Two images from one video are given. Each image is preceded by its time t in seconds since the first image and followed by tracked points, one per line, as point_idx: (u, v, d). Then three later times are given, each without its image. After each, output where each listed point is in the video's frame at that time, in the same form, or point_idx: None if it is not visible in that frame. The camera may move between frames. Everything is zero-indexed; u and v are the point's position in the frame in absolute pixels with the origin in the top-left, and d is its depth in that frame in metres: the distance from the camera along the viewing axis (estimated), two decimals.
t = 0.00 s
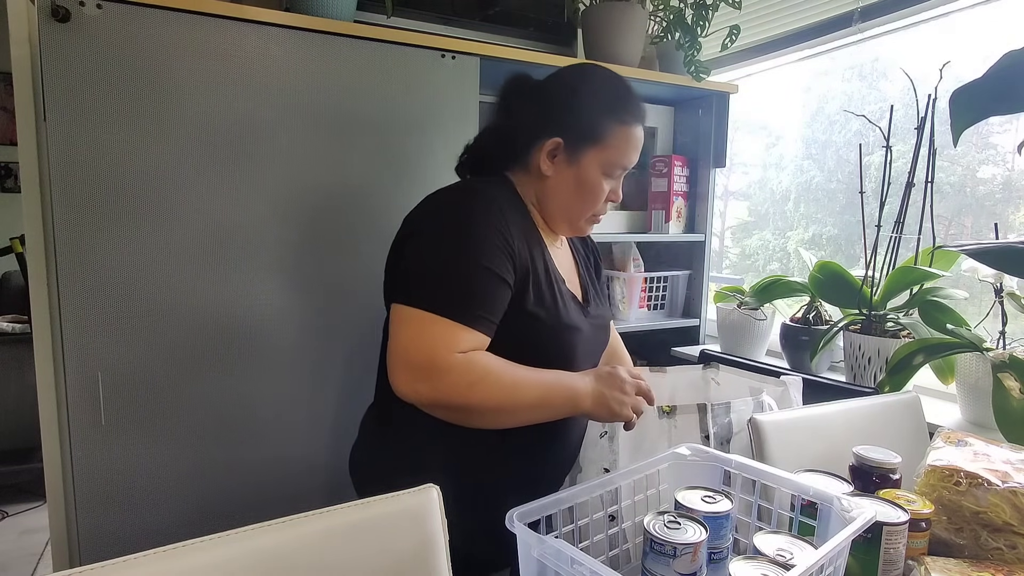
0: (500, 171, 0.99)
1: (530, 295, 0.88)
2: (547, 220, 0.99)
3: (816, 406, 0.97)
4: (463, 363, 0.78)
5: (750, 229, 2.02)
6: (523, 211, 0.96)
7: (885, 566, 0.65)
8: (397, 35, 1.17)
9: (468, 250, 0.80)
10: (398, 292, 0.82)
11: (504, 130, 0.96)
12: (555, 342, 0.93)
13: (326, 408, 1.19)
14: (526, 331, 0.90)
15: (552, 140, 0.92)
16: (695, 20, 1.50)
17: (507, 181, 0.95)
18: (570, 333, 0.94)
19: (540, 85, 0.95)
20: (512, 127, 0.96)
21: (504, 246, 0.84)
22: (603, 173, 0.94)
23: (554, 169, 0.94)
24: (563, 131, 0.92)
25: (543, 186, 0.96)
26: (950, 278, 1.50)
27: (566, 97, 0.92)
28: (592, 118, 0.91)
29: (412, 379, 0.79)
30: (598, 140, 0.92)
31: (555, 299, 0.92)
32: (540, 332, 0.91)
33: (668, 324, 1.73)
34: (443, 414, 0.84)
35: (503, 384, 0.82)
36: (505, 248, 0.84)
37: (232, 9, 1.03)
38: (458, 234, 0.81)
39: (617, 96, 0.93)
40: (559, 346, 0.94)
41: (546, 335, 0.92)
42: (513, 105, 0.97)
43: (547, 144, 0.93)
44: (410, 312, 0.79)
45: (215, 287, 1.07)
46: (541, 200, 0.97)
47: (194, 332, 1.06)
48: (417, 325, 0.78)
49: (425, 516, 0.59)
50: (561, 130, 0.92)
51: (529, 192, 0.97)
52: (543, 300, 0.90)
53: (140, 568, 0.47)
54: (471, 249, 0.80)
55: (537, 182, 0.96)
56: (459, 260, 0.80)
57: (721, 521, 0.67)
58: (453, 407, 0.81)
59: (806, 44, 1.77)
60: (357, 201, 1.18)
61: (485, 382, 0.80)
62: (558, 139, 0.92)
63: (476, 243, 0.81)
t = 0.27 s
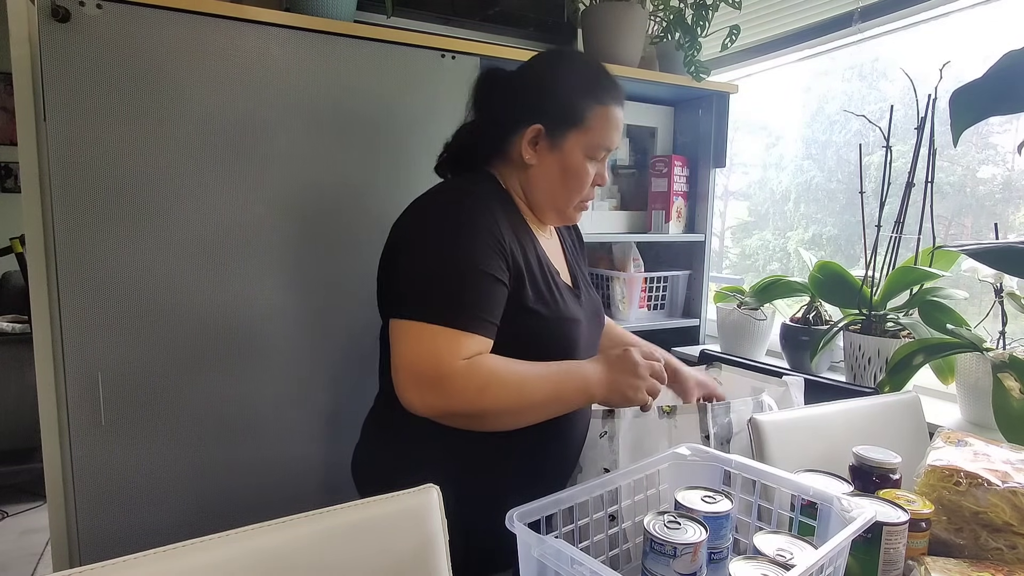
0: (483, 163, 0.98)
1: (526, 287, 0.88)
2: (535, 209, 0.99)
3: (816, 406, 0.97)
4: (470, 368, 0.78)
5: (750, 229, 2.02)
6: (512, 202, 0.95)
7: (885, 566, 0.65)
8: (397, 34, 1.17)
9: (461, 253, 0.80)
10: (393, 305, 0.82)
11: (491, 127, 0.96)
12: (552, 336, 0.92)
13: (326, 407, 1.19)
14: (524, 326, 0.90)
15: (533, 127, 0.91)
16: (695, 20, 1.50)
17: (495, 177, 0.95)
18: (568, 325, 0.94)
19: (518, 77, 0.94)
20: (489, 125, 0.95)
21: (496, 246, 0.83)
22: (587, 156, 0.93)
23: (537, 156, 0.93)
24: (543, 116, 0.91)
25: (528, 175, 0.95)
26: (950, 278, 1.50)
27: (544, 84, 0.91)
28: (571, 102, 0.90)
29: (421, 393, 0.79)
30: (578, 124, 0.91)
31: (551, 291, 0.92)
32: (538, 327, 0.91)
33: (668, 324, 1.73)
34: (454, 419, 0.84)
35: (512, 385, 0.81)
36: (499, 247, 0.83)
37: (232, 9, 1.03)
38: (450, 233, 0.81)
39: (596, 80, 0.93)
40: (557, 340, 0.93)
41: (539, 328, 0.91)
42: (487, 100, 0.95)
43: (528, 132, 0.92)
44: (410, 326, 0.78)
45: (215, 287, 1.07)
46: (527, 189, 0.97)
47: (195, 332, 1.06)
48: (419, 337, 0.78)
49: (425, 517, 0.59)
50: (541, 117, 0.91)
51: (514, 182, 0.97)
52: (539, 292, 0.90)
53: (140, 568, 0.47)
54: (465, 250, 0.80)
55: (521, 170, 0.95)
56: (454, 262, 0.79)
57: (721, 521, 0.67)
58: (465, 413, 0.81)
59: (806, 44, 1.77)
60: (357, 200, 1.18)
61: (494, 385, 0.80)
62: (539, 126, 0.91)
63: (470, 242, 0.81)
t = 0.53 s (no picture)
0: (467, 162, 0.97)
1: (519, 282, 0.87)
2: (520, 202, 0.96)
3: (816, 405, 0.97)
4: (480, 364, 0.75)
5: (750, 229, 2.02)
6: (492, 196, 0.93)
7: (885, 565, 0.65)
8: (396, 34, 1.17)
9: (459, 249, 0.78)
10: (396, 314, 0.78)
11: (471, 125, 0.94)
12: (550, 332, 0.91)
13: (325, 407, 1.19)
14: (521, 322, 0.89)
15: (498, 116, 0.89)
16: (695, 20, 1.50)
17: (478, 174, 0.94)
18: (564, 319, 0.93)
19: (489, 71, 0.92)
20: (468, 122, 0.94)
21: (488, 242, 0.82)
22: (557, 137, 0.88)
23: (507, 146, 0.90)
24: (509, 103, 0.88)
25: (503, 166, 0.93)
26: (950, 278, 1.50)
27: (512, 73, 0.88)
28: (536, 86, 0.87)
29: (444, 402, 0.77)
30: (543, 105, 0.87)
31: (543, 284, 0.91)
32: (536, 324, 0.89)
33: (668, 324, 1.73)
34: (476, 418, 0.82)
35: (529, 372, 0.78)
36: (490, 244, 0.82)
37: (232, 9, 1.03)
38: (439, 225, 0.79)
39: (567, 63, 0.89)
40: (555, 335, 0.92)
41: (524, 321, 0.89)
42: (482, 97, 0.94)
43: (495, 122, 0.90)
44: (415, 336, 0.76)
45: (214, 287, 1.07)
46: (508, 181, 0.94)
47: (194, 332, 1.06)
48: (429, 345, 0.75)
49: (425, 516, 0.59)
50: (506, 104, 0.89)
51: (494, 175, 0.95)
52: (532, 287, 0.89)
53: (140, 568, 0.47)
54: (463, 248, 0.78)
55: (497, 163, 0.93)
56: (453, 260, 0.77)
57: (721, 521, 0.67)
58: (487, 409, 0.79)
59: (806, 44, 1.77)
60: (356, 200, 1.18)
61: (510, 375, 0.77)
62: (503, 114, 0.89)
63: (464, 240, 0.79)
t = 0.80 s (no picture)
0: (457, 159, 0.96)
1: (502, 279, 0.85)
2: (508, 198, 0.93)
3: (817, 405, 0.97)
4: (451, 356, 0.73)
5: (750, 229, 2.02)
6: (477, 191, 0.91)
7: (885, 566, 0.65)
8: (396, 34, 1.16)
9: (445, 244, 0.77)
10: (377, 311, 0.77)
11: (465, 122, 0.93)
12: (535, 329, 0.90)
13: (325, 407, 1.19)
14: (505, 319, 0.87)
15: (476, 109, 0.88)
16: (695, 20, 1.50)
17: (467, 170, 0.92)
18: (551, 318, 0.91)
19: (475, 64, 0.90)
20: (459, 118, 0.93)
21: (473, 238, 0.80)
22: (533, 125, 0.85)
23: (487, 138, 0.89)
24: (488, 95, 0.86)
25: (485, 160, 0.91)
26: (950, 278, 1.50)
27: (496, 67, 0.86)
28: (514, 76, 0.84)
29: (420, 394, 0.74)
30: (519, 94, 0.84)
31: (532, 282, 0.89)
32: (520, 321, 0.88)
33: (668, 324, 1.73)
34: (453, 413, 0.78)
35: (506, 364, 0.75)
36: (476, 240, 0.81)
37: (232, 8, 1.03)
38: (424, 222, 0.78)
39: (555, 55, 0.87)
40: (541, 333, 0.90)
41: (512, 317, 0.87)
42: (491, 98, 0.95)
43: (474, 114, 0.89)
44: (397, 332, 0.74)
45: (214, 286, 1.07)
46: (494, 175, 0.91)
47: (194, 331, 1.06)
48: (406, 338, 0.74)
49: (425, 516, 0.59)
50: (484, 96, 0.87)
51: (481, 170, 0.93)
52: (518, 283, 0.87)
53: (139, 568, 0.47)
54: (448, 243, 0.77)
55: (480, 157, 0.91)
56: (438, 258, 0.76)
57: (721, 521, 0.67)
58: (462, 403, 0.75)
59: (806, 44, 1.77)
60: (355, 199, 1.18)
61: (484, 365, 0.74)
62: (479, 105, 0.87)
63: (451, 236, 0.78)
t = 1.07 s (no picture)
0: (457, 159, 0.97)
1: (488, 281, 0.83)
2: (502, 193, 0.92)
3: (817, 406, 0.97)
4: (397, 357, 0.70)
5: (750, 229, 2.02)
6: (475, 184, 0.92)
7: (885, 566, 0.65)
8: (396, 34, 1.16)
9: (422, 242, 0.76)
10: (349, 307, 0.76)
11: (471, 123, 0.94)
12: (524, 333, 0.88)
13: (325, 408, 1.19)
14: (492, 323, 0.85)
15: (468, 103, 0.91)
16: (695, 20, 1.50)
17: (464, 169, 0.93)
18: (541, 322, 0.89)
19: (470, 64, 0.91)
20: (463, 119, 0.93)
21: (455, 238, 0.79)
22: (517, 111, 0.85)
23: (479, 130, 0.90)
24: (480, 89, 0.88)
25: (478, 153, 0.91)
26: (950, 278, 1.50)
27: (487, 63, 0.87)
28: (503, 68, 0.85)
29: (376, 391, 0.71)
30: (506, 84, 0.85)
31: (520, 285, 0.88)
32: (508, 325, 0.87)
33: (668, 324, 1.73)
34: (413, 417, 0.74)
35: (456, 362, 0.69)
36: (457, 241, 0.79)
37: (232, 8, 1.02)
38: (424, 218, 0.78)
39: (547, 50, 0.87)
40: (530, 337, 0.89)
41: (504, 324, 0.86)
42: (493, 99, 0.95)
43: (468, 109, 0.91)
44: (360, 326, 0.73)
45: (213, 286, 1.07)
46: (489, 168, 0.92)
47: (193, 331, 1.05)
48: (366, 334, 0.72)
49: (425, 516, 0.59)
50: (475, 89, 0.89)
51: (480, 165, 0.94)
52: (505, 285, 0.86)
53: (140, 568, 0.47)
54: (430, 242, 0.76)
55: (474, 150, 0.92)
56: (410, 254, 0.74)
57: (721, 521, 0.67)
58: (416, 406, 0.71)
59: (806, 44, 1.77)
60: (354, 200, 1.18)
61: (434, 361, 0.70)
62: (471, 99, 0.90)
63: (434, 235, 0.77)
